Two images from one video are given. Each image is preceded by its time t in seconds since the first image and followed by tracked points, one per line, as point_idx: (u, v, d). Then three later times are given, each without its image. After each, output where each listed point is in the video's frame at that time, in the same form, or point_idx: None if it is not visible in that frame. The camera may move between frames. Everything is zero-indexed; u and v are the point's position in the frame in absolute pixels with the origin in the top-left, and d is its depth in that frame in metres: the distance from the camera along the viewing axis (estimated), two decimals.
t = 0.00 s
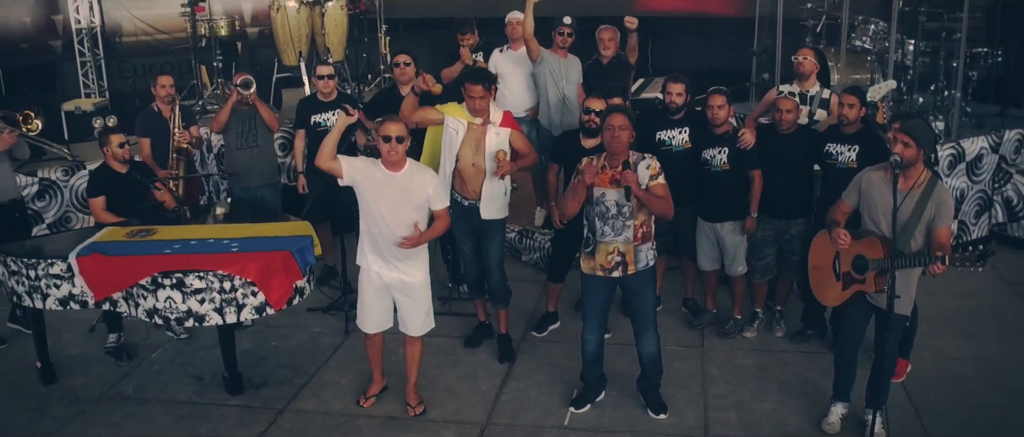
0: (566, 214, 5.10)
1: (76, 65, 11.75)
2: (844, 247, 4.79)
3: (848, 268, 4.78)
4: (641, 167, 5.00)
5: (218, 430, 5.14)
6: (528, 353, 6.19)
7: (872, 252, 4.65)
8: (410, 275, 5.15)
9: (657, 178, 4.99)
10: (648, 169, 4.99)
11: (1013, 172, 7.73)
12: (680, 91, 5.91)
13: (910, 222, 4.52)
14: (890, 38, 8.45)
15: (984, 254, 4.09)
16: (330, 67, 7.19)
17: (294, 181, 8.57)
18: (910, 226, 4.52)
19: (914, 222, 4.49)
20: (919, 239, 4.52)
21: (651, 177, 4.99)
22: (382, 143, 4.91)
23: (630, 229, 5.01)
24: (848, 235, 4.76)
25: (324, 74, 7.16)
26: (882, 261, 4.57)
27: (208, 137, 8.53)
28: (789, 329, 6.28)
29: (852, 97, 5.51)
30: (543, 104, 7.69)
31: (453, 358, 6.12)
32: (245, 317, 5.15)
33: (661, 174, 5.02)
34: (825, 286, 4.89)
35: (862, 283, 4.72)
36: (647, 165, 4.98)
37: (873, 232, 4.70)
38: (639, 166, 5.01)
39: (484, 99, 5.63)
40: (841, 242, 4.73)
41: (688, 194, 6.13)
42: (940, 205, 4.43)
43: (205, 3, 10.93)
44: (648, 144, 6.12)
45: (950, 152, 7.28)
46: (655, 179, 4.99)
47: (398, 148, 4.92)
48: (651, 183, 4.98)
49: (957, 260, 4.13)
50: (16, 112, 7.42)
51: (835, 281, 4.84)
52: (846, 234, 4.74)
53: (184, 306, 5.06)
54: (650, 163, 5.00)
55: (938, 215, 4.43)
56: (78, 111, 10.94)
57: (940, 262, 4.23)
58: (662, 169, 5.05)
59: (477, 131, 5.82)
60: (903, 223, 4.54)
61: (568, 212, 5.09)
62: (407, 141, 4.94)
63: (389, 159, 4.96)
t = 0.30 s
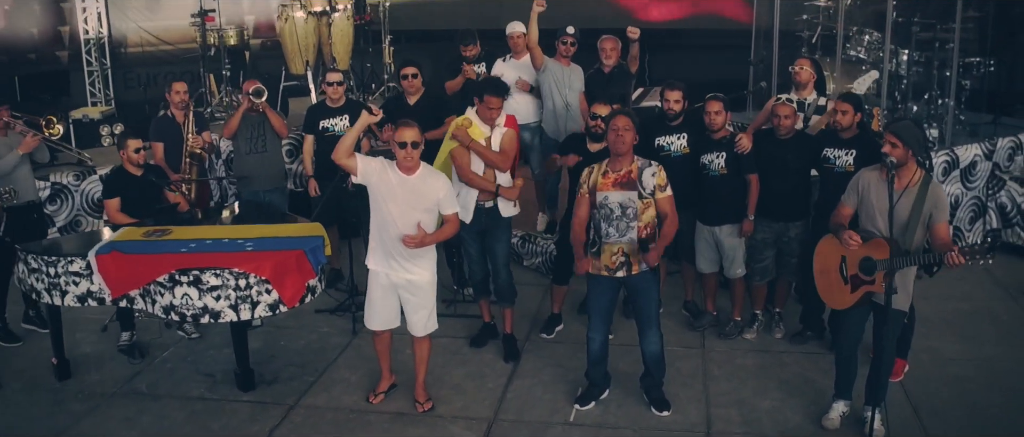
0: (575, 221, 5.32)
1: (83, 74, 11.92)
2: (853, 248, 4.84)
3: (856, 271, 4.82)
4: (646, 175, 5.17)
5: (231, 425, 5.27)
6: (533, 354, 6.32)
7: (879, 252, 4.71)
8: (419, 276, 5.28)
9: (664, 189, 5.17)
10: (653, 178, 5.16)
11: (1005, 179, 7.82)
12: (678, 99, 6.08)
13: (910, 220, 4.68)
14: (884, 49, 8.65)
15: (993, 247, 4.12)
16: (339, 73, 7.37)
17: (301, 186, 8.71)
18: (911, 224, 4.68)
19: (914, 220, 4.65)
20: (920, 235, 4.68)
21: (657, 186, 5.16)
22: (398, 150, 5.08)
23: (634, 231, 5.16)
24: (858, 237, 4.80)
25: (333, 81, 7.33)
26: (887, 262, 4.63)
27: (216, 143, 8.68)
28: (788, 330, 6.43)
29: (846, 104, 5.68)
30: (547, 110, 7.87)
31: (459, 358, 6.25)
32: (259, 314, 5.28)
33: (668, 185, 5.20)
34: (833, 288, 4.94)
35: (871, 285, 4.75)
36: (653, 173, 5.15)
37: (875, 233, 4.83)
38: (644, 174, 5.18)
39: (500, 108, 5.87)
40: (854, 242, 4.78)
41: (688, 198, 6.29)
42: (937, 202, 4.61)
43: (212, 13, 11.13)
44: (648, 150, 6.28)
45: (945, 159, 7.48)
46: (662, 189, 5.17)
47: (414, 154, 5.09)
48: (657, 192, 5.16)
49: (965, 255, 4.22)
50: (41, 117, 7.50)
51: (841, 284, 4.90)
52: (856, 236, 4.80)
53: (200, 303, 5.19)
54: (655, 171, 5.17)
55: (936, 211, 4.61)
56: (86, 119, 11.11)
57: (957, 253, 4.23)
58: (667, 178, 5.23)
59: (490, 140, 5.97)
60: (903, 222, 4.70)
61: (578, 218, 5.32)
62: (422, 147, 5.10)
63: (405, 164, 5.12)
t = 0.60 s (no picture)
0: (582, 221, 5.52)
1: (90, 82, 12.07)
2: (858, 247, 4.95)
3: (858, 269, 4.96)
4: (652, 180, 5.29)
5: (245, 419, 5.39)
6: (539, 353, 6.45)
7: (879, 251, 4.86)
8: (431, 275, 5.41)
9: (671, 196, 5.31)
10: (659, 184, 5.29)
11: (1001, 185, 8.05)
12: (678, 103, 6.23)
13: (908, 219, 4.84)
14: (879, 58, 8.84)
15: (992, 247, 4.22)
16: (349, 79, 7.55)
17: (309, 189, 8.86)
18: (909, 222, 4.84)
19: (912, 219, 4.82)
20: (917, 234, 4.83)
21: (663, 193, 5.30)
22: (414, 151, 5.21)
23: (638, 232, 5.29)
24: (862, 236, 4.93)
25: (343, 86, 7.51)
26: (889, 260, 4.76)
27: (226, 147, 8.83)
28: (789, 331, 6.57)
29: (842, 110, 5.87)
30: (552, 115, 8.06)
31: (467, 356, 6.38)
32: (274, 310, 5.40)
33: (675, 192, 5.34)
34: (835, 285, 5.09)
35: (873, 283, 4.91)
36: (658, 180, 5.28)
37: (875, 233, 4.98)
38: (649, 180, 5.30)
39: (504, 109, 6.03)
40: (859, 241, 4.91)
41: (689, 200, 6.43)
42: (932, 201, 4.77)
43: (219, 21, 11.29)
44: (650, 154, 6.44)
45: (941, 164, 7.61)
46: (668, 196, 5.31)
47: (428, 155, 5.23)
48: (662, 198, 5.30)
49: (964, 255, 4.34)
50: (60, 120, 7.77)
51: (844, 282, 5.04)
52: (859, 235, 4.94)
53: (217, 299, 5.32)
54: (661, 178, 5.30)
55: (931, 210, 4.77)
56: (93, 125, 11.16)
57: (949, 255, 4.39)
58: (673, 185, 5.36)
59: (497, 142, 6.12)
60: (902, 221, 4.87)
61: (584, 218, 5.52)
62: (437, 148, 5.25)
63: (420, 165, 5.25)
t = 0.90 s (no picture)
0: (591, 223, 5.66)
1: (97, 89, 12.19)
2: (858, 249, 5.11)
3: (858, 269, 5.13)
4: (661, 183, 5.43)
5: (261, 416, 5.49)
6: (547, 354, 6.56)
7: (878, 252, 5.03)
8: (445, 274, 5.54)
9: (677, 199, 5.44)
10: (667, 188, 5.43)
11: (1001, 191, 8.21)
12: (681, 109, 6.38)
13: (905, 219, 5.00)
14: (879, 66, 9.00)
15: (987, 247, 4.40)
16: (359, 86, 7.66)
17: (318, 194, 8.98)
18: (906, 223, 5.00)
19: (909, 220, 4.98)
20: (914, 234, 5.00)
21: (671, 196, 5.43)
22: (428, 155, 5.35)
23: (648, 234, 5.41)
24: (862, 239, 5.08)
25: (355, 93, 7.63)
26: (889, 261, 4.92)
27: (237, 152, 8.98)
28: (793, 333, 6.69)
29: (845, 114, 6.06)
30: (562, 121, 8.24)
31: (477, 356, 6.49)
32: (291, 309, 5.52)
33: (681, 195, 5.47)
34: (835, 284, 5.26)
35: (873, 281, 5.08)
36: (667, 183, 5.42)
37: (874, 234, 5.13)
38: (657, 183, 5.44)
39: (509, 110, 6.18)
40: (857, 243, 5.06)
41: (693, 204, 6.58)
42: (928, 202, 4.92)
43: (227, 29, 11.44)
44: (653, 159, 6.58)
45: (941, 170, 7.78)
46: (675, 199, 5.44)
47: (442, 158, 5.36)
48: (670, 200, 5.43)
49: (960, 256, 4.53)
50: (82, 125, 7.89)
51: (844, 281, 5.21)
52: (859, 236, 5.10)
53: (235, 297, 5.45)
54: (669, 181, 5.44)
55: (927, 210, 4.92)
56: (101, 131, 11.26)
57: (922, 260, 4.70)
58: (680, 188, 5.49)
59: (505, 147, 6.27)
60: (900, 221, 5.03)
61: (594, 221, 5.65)
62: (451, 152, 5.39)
63: (434, 168, 5.39)
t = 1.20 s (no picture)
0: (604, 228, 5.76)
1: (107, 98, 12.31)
2: (853, 251, 5.37)
3: (854, 270, 5.37)
4: (672, 189, 5.54)
5: (279, 415, 5.59)
6: (558, 358, 6.66)
7: (872, 253, 5.27)
8: (461, 277, 5.65)
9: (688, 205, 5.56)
10: (678, 193, 5.54)
11: (1004, 199, 8.34)
12: (688, 118, 6.58)
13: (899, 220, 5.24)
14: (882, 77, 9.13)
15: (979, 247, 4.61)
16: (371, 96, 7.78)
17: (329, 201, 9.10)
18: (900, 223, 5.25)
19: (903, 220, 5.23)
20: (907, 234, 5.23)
21: (682, 201, 5.55)
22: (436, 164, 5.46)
23: (660, 238, 5.54)
24: (857, 242, 5.34)
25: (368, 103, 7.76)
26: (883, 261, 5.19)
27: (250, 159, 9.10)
28: (799, 338, 6.80)
29: (854, 121, 6.34)
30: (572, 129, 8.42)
31: (489, 360, 6.60)
32: (309, 311, 5.63)
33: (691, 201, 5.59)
34: (833, 285, 5.48)
35: (868, 281, 5.31)
36: (678, 189, 5.53)
37: (869, 236, 5.36)
38: (669, 189, 5.55)
39: (519, 115, 6.33)
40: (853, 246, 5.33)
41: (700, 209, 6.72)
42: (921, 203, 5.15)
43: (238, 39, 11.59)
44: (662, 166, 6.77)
45: (944, 179, 7.92)
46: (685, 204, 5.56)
47: (450, 167, 5.46)
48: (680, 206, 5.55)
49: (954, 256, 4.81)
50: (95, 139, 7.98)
51: (841, 281, 5.44)
52: (854, 240, 5.35)
53: (255, 298, 5.56)
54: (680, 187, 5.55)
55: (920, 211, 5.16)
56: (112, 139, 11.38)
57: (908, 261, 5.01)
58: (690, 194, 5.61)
59: (517, 155, 6.41)
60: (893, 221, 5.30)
61: (606, 226, 5.76)
62: (457, 160, 5.47)
63: (445, 176, 5.51)
